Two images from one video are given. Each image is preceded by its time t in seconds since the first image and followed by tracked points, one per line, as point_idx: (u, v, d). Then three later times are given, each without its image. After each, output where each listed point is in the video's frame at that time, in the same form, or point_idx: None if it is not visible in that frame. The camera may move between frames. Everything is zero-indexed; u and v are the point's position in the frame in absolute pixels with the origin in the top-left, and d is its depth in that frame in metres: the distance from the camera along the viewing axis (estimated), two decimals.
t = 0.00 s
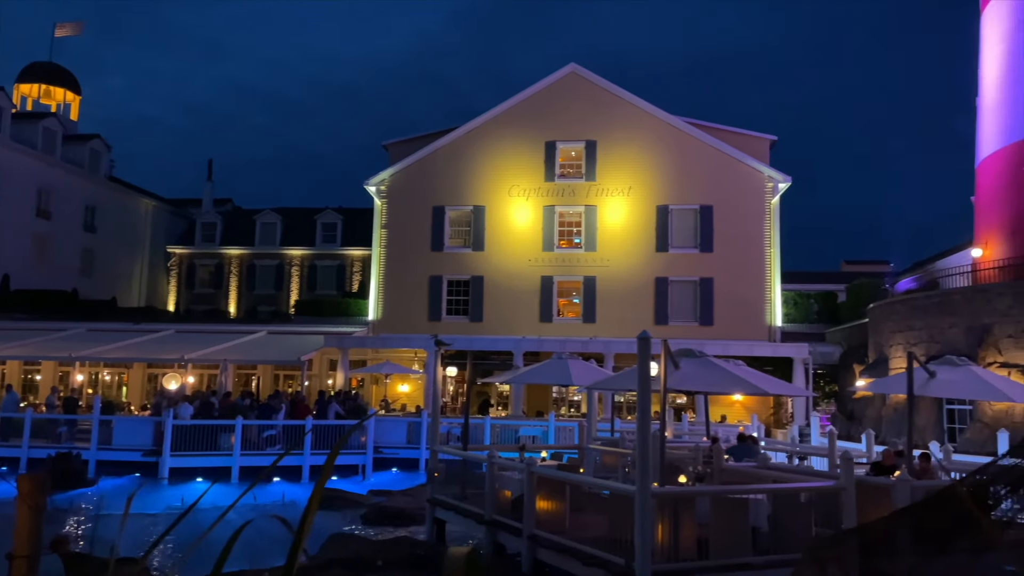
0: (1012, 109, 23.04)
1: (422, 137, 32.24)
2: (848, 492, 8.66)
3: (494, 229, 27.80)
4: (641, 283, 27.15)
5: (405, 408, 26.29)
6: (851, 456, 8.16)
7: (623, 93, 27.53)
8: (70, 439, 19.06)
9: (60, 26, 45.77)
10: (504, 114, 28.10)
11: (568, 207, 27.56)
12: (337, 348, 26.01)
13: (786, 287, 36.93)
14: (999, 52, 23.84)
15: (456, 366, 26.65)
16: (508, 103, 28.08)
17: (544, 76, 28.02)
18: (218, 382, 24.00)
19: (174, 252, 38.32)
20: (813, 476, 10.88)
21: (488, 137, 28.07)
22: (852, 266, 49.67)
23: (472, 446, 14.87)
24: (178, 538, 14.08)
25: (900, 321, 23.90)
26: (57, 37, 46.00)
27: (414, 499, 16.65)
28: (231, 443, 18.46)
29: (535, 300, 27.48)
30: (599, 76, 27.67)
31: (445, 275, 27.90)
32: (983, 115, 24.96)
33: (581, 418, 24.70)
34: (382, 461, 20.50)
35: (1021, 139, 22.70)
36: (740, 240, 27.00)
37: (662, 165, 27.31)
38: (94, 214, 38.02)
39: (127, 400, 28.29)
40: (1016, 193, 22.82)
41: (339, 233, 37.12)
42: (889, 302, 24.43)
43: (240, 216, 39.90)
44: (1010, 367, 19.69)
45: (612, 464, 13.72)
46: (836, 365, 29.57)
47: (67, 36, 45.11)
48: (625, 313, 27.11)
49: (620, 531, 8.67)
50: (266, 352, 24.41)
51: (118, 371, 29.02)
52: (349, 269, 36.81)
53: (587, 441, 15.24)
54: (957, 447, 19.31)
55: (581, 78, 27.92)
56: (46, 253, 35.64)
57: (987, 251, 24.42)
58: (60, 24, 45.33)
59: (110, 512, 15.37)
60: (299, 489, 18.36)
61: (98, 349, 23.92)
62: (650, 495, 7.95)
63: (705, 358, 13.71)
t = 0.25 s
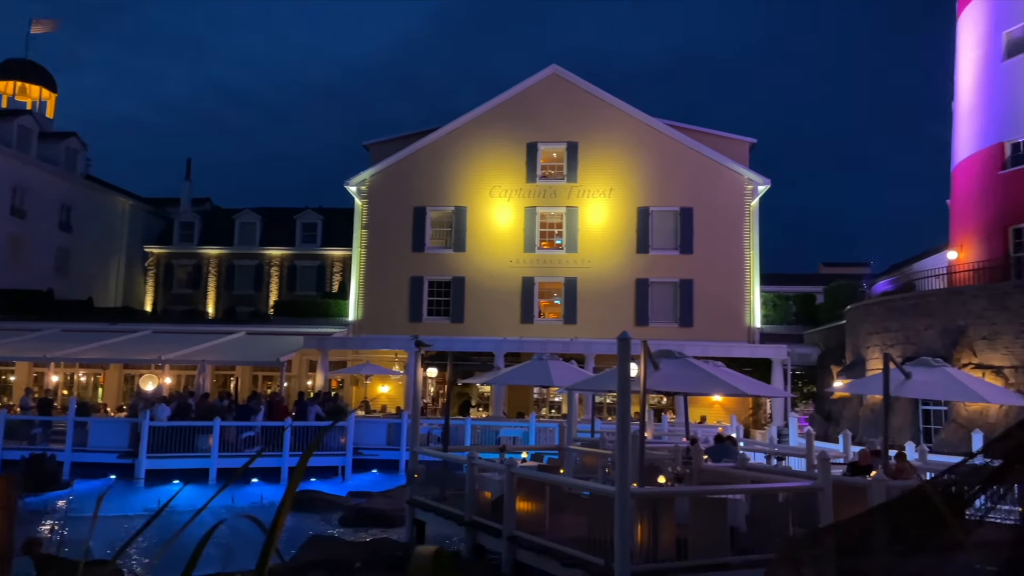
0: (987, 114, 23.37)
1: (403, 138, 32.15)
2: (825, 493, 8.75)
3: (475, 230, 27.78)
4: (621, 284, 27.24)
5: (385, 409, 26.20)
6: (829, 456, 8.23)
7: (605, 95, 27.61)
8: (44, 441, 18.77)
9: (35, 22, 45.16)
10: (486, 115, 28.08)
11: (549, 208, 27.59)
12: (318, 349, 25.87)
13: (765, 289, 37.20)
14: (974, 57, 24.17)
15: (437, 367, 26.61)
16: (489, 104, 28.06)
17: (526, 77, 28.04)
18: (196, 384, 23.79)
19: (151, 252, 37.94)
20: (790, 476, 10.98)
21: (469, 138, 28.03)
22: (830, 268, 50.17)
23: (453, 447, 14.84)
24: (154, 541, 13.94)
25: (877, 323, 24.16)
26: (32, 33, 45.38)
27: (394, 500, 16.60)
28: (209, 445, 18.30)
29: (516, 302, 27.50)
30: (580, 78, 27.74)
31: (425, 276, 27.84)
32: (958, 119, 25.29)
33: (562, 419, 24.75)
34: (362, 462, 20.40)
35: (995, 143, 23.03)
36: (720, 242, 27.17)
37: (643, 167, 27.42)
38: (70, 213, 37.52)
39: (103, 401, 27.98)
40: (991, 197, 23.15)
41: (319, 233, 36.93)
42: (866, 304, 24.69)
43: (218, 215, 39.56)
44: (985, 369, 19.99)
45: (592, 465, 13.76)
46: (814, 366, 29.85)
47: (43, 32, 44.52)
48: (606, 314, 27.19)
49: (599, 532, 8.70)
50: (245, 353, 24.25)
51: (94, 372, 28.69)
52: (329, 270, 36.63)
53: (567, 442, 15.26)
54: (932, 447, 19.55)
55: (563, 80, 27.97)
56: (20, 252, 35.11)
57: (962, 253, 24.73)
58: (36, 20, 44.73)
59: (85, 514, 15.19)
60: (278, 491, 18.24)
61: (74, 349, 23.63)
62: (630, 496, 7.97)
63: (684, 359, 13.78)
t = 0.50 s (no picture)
0: (961, 118, 23.72)
1: (384, 138, 32.06)
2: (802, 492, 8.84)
3: (456, 231, 27.76)
4: (602, 286, 27.32)
5: (364, 410, 26.11)
6: (806, 457, 8.33)
7: (586, 97, 27.70)
8: (17, 443, 18.47)
9: (10, 19, 44.54)
10: (467, 116, 28.06)
11: (530, 210, 27.64)
12: (297, 350, 25.73)
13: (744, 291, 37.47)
14: (949, 63, 24.53)
15: (417, 368, 26.55)
16: (470, 105, 28.05)
17: (507, 79, 28.06)
18: (173, 385, 23.56)
19: (128, 251, 37.53)
20: (768, 476, 11.09)
21: (451, 138, 28.00)
22: (807, 270, 50.68)
23: (432, 449, 14.81)
24: (129, 543, 13.79)
25: (853, 325, 24.40)
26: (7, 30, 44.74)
27: (373, 502, 16.53)
28: (185, 447, 18.12)
29: (497, 303, 27.50)
30: (561, 80, 27.82)
31: (406, 277, 27.77)
32: (933, 124, 25.65)
33: (542, 420, 24.81)
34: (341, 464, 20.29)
35: (970, 148, 23.38)
36: (700, 244, 27.34)
37: (624, 169, 27.54)
38: (45, 211, 36.99)
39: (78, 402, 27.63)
40: (965, 201, 23.50)
41: (299, 234, 36.73)
42: (842, 306, 24.95)
43: (196, 215, 39.23)
44: (959, 370, 20.31)
45: (572, 466, 13.81)
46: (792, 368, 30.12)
47: (17, 29, 43.90)
48: (586, 315, 27.25)
49: (578, 533, 8.73)
50: (223, 354, 24.06)
51: (69, 373, 28.33)
52: (309, 271, 36.45)
53: (547, 443, 15.29)
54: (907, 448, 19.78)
55: (544, 82, 28.03)
56: None
57: (937, 256, 25.06)
58: (11, 16, 44.12)
59: (59, 517, 14.98)
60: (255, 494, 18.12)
61: (48, 350, 23.31)
62: (609, 496, 8.00)
63: (663, 360, 13.84)
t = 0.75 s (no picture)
0: (936, 123, 24.04)
1: (364, 139, 31.94)
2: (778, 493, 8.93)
3: (436, 232, 27.71)
4: (582, 288, 27.39)
5: (343, 412, 25.99)
6: (782, 458, 8.39)
7: (566, 100, 27.77)
8: None
9: None
10: (447, 117, 28.01)
11: (511, 211, 27.65)
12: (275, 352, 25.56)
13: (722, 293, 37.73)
14: (924, 68, 24.85)
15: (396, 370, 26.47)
16: (451, 106, 28.00)
17: (488, 81, 28.06)
18: (149, 387, 23.31)
19: (103, 252, 37.10)
20: (744, 477, 11.19)
21: (431, 140, 27.95)
22: (784, 272, 51.10)
23: (411, 451, 14.78)
24: (103, 547, 13.63)
25: (829, 327, 24.65)
26: None
27: (352, 505, 16.47)
28: (161, 449, 17.94)
29: (477, 304, 27.48)
30: (542, 82, 27.86)
31: (386, 278, 27.68)
32: (909, 129, 25.99)
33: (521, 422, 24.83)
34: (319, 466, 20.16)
35: (944, 153, 23.70)
36: (679, 247, 27.51)
37: (604, 171, 27.63)
38: (19, 211, 36.43)
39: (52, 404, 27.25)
40: (939, 205, 23.82)
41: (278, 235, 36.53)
42: (818, 308, 25.19)
43: (174, 215, 38.85)
44: (932, 372, 20.59)
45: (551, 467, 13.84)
46: (769, 370, 30.36)
47: None
48: (566, 317, 27.30)
49: (557, 534, 8.75)
50: (199, 356, 23.86)
51: (43, 375, 27.95)
52: (288, 272, 36.24)
53: (527, 445, 15.30)
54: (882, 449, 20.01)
55: (525, 84, 28.06)
56: None
57: (912, 259, 25.37)
58: None
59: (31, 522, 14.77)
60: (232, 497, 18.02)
61: (21, 351, 22.97)
62: (587, 498, 8.03)
63: (642, 362, 13.90)
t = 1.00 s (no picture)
0: (910, 129, 24.38)
1: (343, 141, 31.82)
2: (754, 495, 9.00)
3: (415, 235, 27.65)
4: (561, 290, 27.44)
5: (321, 415, 25.84)
6: (758, 460, 8.44)
7: (546, 103, 27.84)
8: None
9: None
10: (426, 119, 27.96)
11: (491, 214, 27.65)
12: (252, 354, 25.37)
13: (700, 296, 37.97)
14: (899, 75, 25.19)
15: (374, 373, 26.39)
16: (431, 108, 27.95)
17: (467, 83, 28.05)
18: (123, 389, 23.05)
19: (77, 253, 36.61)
20: (721, 479, 11.27)
21: (410, 142, 27.88)
22: (762, 276, 51.57)
23: (390, 454, 14.72)
24: (76, 551, 13.46)
25: (805, 330, 24.90)
26: None
27: (329, 508, 16.38)
28: (135, 453, 17.74)
29: (457, 307, 27.45)
30: (522, 85, 27.91)
31: (365, 280, 27.57)
32: (883, 134, 26.34)
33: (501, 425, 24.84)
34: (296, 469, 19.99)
35: (918, 158, 24.04)
36: (657, 250, 27.65)
37: (583, 174, 27.72)
38: None
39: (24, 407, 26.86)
40: (913, 210, 24.16)
41: (255, 236, 36.30)
42: (795, 311, 25.44)
43: (149, 215, 38.41)
44: (906, 375, 20.88)
45: (530, 470, 13.85)
46: (746, 372, 30.61)
47: None
48: (546, 320, 27.35)
49: (535, 537, 8.77)
50: (175, 358, 23.66)
51: (15, 378, 27.54)
52: (265, 273, 36.02)
53: (505, 448, 15.30)
54: (857, 451, 20.24)
55: (505, 87, 28.09)
56: None
57: (886, 263, 25.70)
58: None
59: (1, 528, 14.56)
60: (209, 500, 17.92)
61: None
62: (565, 500, 8.03)
63: (620, 365, 13.95)
